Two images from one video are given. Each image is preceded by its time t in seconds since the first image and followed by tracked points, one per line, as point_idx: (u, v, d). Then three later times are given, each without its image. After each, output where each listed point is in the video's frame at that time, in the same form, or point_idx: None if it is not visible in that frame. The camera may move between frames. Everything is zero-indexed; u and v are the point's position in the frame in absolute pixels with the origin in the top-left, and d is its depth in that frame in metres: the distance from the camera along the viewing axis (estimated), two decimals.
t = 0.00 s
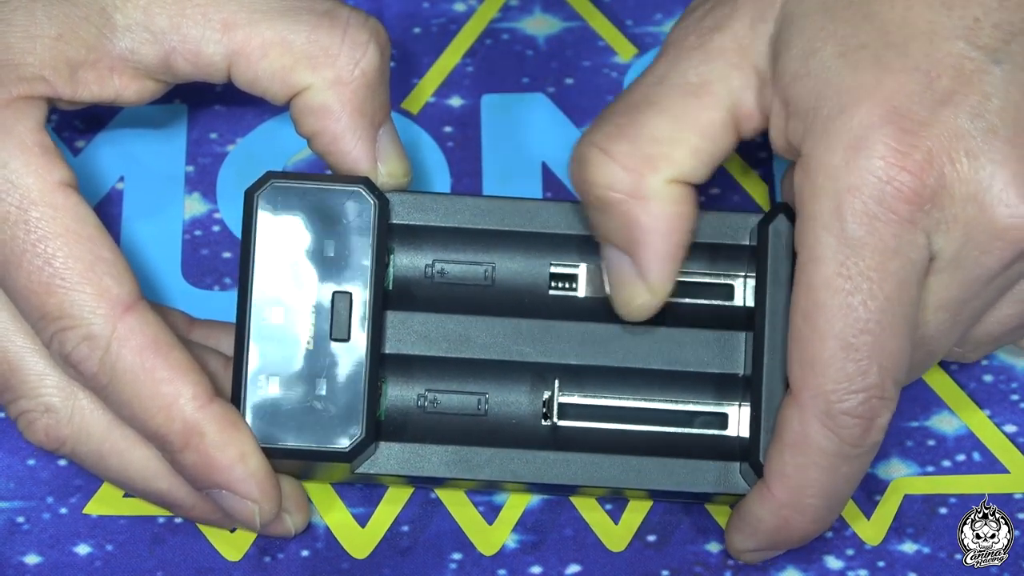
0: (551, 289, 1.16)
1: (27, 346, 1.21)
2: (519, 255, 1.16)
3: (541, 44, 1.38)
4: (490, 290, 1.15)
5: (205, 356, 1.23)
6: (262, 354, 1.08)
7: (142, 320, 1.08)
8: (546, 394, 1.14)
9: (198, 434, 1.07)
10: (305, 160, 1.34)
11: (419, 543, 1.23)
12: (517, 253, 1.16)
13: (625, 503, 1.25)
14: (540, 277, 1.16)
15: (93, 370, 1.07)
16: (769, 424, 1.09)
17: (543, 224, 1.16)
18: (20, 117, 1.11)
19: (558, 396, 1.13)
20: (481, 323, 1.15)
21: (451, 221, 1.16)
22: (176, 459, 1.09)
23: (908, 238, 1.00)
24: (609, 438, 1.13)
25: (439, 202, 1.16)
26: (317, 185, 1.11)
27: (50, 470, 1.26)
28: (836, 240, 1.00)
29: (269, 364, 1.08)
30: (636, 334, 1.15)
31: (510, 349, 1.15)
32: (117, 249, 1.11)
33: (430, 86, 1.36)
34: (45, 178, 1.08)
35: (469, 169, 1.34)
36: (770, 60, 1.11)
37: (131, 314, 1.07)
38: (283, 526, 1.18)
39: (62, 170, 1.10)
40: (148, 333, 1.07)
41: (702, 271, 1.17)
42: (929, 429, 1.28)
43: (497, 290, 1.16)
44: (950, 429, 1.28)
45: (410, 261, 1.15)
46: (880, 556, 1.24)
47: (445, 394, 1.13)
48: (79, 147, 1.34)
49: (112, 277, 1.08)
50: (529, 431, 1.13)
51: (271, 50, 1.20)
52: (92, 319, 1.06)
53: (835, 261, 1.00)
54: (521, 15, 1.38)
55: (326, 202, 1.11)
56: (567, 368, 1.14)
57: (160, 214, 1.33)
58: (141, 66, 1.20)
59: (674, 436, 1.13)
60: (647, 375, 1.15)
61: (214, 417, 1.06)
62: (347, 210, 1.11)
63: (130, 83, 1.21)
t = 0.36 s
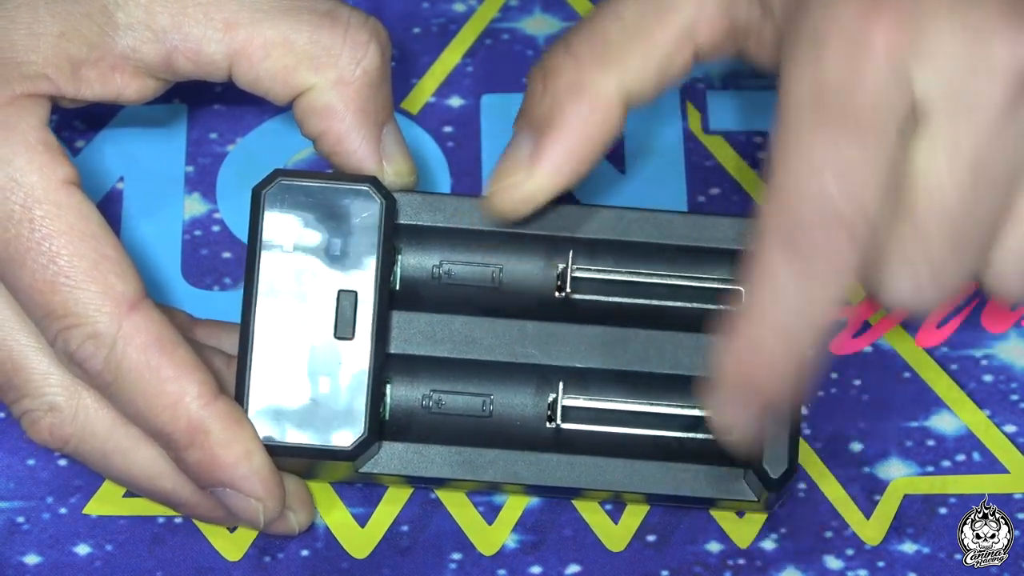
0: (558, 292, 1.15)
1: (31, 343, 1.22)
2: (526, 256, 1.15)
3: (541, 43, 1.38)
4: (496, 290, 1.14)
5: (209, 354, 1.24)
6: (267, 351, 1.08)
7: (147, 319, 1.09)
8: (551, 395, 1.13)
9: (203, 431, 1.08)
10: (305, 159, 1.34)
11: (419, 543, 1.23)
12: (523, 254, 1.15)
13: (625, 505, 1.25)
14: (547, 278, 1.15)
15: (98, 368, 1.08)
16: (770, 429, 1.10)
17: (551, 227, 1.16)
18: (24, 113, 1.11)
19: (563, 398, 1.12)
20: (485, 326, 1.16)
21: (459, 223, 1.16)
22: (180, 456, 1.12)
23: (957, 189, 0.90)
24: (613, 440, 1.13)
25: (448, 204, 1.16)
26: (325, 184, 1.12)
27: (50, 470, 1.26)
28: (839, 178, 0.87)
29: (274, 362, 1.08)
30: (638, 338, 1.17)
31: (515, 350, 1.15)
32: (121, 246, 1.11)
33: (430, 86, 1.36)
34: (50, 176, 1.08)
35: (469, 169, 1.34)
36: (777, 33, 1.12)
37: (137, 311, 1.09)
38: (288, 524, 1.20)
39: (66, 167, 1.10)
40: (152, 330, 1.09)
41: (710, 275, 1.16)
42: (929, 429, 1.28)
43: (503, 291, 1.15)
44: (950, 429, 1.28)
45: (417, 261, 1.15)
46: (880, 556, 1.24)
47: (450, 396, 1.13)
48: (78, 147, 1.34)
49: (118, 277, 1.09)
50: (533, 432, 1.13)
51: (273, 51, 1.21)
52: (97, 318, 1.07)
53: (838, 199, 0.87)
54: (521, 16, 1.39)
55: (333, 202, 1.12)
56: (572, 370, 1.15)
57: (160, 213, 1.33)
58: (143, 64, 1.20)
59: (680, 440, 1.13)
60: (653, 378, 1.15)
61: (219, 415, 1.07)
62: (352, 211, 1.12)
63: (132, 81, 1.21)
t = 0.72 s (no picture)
0: (555, 292, 1.16)
1: (27, 349, 1.20)
2: (523, 257, 1.16)
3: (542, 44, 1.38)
4: (494, 291, 1.15)
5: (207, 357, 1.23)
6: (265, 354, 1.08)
7: (143, 324, 1.08)
8: (550, 396, 1.14)
9: (201, 436, 1.07)
10: (305, 159, 1.34)
11: (418, 543, 1.23)
12: (519, 256, 1.16)
13: (625, 504, 1.25)
14: (544, 279, 1.16)
15: (95, 373, 1.08)
16: (773, 424, 1.09)
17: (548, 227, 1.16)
18: (18, 119, 1.11)
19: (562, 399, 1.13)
20: (483, 326, 1.14)
21: (457, 224, 1.15)
22: (178, 460, 1.11)
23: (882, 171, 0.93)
24: (611, 439, 1.14)
25: (445, 205, 1.16)
26: (321, 184, 1.11)
27: (50, 469, 1.26)
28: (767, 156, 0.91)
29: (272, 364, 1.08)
30: (639, 337, 1.15)
31: (512, 351, 1.14)
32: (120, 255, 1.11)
33: (430, 86, 1.36)
34: (45, 183, 1.08)
35: (469, 169, 1.34)
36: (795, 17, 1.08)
37: (134, 316, 1.08)
38: (287, 526, 1.20)
39: (61, 172, 1.10)
40: (150, 334, 1.08)
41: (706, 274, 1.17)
42: (929, 429, 1.28)
43: (501, 292, 1.16)
44: (950, 429, 1.28)
45: (415, 262, 1.16)
46: (880, 556, 1.24)
47: (448, 397, 1.13)
48: (78, 147, 1.34)
49: (114, 282, 1.08)
50: (531, 433, 1.14)
51: (267, 54, 1.21)
52: (94, 323, 1.07)
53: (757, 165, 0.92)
54: (521, 15, 1.39)
55: (330, 202, 1.11)
56: (570, 370, 1.14)
57: (159, 214, 1.33)
58: (138, 67, 1.20)
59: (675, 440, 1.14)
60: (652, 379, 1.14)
61: (218, 419, 1.07)
62: (349, 211, 1.11)
63: (126, 85, 1.21)
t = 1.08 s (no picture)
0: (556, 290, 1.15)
1: (28, 348, 1.20)
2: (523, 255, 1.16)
3: (541, 44, 1.38)
4: (494, 289, 1.15)
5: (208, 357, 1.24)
6: (266, 352, 1.08)
7: (145, 322, 1.08)
8: (551, 394, 1.14)
9: (205, 432, 1.07)
10: (306, 159, 1.34)
11: (418, 543, 1.23)
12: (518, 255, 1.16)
13: (625, 504, 1.25)
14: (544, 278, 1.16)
15: (97, 372, 1.07)
16: (774, 425, 1.07)
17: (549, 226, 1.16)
18: (19, 120, 1.10)
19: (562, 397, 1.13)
20: (483, 325, 1.14)
21: (458, 223, 1.16)
22: (181, 458, 1.10)
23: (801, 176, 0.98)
24: (612, 439, 1.13)
25: (445, 203, 1.16)
26: (322, 183, 1.11)
27: (50, 470, 1.26)
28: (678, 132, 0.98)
29: (273, 362, 1.08)
30: (640, 336, 1.14)
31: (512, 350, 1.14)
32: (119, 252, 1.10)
33: (430, 86, 1.36)
34: (45, 182, 1.07)
35: (468, 169, 1.34)
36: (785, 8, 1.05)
37: (136, 315, 1.07)
38: (287, 524, 1.19)
39: (62, 172, 1.09)
40: (152, 333, 1.08)
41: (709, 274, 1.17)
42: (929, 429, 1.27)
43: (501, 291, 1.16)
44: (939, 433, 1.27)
45: (415, 261, 1.16)
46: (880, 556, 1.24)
47: (449, 395, 1.13)
48: (78, 147, 1.34)
49: (115, 280, 1.08)
50: (532, 432, 1.13)
51: (269, 53, 1.21)
52: (96, 322, 1.06)
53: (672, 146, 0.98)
54: (521, 15, 1.39)
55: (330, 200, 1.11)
56: (571, 369, 1.14)
57: (159, 213, 1.33)
58: (139, 67, 1.20)
59: (678, 438, 1.14)
60: (654, 377, 1.14)
61: (221, 415, 1.06)
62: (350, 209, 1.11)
63: (128, 85, 1.21)
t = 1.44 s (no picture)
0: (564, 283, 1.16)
1: (38, 332, 1.20)
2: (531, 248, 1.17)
3: (541, 44, 1.38)
4: (504, 282, 1.17)
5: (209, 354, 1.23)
6: (278, 334, 1.08)
7: (157, 306, 1.07)
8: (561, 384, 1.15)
9: (218, 416, 1.06)
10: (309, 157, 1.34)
11: (419, 543, 1.23)
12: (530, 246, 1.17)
13: (625, 502, 1.25)
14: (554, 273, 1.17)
15: (108, 357, 1.06)
16: (785, 415, 1.08)
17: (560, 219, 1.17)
18: (32, 104, 1.09)
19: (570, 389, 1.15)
20: (494, 314, 1.15)
21: (469, 213, 1.16)
22: (195, 441, 1.09)
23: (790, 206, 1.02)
24: (623, 429, 1.13)
25: (455, 195, 1.16)
26: (335, 168, 1.12)
27: (50, 470, 1.26)
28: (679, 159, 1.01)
29: (285, 344, 1.08)
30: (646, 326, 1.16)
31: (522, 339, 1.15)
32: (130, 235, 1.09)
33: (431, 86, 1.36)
34: (59, 165, 1.07)
35: (469, 169, 1.34)
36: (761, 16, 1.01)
37: (147, 298, 1.07)
38: (295, 511, 1.20)
39: (76, 158, 1.08)
40: (163, 315, 1.07)
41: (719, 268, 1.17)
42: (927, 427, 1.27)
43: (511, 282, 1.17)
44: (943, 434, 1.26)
45: (426, 250, 1.17)
46: (880, 557, 1.24)
47: (459, 385, 1.14)
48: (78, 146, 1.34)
49: (126, 264, 1.06)
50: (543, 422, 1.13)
51: (284, 42, 1.19)
52: (107, 305, 1.05)
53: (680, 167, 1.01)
54: (521, 15, 1.39)
55: (344, 184, 1.12)
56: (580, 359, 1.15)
57: (164, 209, 1.33)
58: (153, 56, 1.19)
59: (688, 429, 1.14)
60: (664, 368, 1.15)
61: (234, 399, 1.05)
62: (364, 193, 1.11)
63: (142, 73, 1.20)
